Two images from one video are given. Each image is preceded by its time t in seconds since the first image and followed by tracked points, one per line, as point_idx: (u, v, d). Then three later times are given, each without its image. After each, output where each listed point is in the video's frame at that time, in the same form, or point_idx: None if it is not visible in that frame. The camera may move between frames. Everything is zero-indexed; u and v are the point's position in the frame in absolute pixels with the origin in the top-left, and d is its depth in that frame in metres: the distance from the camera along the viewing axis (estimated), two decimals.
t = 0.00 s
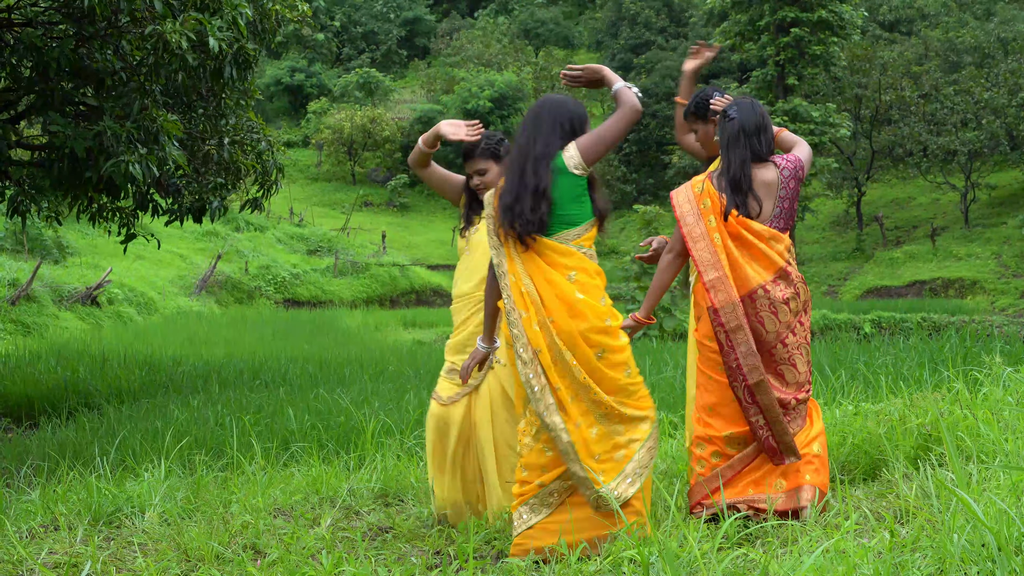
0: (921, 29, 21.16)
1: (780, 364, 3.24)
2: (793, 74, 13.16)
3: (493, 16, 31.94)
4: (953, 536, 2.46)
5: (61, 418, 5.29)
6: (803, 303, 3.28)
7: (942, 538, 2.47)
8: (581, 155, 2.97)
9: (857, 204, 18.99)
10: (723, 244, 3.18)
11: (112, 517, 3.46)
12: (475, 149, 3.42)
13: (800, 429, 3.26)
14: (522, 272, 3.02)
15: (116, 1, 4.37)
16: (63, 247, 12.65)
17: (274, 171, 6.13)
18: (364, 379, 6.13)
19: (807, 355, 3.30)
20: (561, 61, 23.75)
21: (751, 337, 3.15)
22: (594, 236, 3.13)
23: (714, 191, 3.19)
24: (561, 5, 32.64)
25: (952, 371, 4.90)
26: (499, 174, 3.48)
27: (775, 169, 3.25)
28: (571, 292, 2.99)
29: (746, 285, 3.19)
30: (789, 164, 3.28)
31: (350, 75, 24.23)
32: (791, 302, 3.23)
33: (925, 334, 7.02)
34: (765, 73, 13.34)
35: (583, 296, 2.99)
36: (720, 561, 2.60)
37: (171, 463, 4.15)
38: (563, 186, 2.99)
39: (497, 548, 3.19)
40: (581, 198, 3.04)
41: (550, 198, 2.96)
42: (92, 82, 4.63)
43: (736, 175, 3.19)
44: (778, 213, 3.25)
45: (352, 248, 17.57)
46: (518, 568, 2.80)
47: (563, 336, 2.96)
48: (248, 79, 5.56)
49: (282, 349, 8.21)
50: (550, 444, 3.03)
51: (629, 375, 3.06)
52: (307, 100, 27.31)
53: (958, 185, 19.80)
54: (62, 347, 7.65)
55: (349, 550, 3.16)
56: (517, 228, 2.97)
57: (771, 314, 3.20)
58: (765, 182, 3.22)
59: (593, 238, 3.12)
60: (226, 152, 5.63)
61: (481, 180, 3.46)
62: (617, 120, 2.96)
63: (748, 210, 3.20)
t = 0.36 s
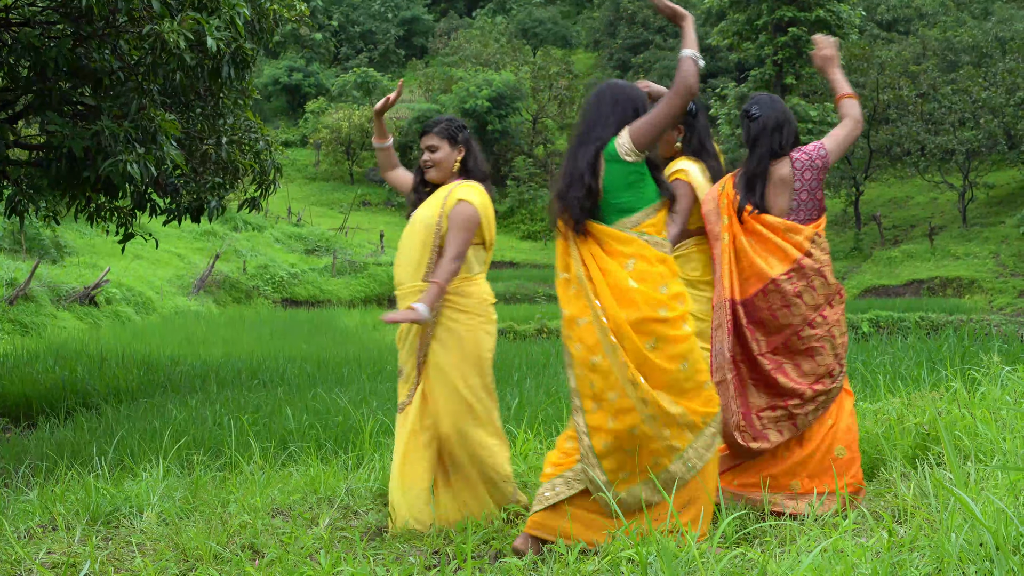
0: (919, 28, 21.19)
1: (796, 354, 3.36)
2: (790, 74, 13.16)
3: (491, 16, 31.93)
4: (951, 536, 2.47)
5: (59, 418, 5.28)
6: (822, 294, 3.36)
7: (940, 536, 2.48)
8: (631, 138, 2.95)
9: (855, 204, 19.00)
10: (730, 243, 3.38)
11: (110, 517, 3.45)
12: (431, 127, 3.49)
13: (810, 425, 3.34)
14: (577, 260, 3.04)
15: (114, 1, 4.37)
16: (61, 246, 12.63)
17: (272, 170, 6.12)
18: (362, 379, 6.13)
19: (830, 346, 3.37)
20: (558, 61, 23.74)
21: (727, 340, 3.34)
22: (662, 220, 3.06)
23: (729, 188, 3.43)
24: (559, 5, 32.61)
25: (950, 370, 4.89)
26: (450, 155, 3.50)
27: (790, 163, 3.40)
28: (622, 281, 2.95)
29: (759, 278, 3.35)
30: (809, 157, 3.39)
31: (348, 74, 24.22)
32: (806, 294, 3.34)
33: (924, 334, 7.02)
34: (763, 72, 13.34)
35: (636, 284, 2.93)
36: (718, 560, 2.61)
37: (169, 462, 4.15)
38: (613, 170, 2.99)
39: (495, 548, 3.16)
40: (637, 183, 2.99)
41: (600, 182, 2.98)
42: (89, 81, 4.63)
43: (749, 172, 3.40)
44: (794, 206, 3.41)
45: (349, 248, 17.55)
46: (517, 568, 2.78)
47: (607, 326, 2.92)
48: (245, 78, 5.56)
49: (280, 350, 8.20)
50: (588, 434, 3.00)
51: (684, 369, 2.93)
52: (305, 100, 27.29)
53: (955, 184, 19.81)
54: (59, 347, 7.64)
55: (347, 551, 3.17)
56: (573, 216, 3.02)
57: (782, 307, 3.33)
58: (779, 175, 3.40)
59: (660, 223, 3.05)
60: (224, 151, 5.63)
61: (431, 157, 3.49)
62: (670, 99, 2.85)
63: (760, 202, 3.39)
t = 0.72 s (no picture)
0: (918, 28, 21.21)
1: (841, 346, 3.31)
2: (789, 73, 13.16)
3: (490, 15, 31.93)
4: (950, 536, 2.46)
5: (57, 418, 5.28)
6: (863, 285, 3.34)
7: (939, 536, 2.48)
8: (668, 129, 2.99)
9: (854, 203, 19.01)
10: (770, 239, 3.33)
11: (109, 517, 3.45)
12: (405, 125, 3.38)
13: (856, 420, 3.28)
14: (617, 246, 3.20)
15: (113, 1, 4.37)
16: (60, 246, 12.63)
17: (271, 170, 6.11)
18: (361, 379, 6.13)
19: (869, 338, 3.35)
20: (557, 61, 23.75)
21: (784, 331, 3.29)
22: (698, 206, 3.09)
23: (764, 183, 3.36)
24: (559, 4, 32.59)
25: (948, 370, 4.90)
26: (419, 156, 3.41)
27: (824, 155, 3.36)
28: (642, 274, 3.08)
29: (801, 270, 3.30)
30: (841, 149, 3.34)
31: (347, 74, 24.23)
32: (848, 284, 3.30)
33: (923, 334, 7.01)
34: (763, 72, 13.33)
35: (656, 272, 3.03)
36: (717, 560, 2.60)
37: (168, 462, 4.15)
38: (651, 156, 3.06)
39: (493, 548, 3.12)
40: (669, 170, 3.05)
41: (640, 164, 3.07)
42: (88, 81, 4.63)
43: (786, 165, 3.32)
44: (832, 195, 3.35)
45: (349, 248, 17.56)
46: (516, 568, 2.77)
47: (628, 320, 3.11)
48: (245, 78, 5.56)
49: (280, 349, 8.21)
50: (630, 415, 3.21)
51: (698, 358, 2.99)
52: (304, 99, 27.29)
53: (954, 184, 19.81)
54: (58, 347, 7.63)
55: (346, 551, 3.17)
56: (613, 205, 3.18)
57: (826, 298, 3.29)
58: (812, 168, 3.34)
59: (694, 209, 3.08)
60: (223, 151, 5.62)
61: (398, 154, 3.38)
62: (701, 102, 2.82)
63: (802, 195, 3.32)
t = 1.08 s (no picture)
0: (919, 29, 21.24)
1: (852, 353, 3.32)
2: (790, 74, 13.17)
3: (491, 16, 31.98)
4: (951, 536, 2.46)
5: (58, 418, 5.28)
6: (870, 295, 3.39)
7: (940, 537, 2.47)
8: (722, 140, 2.99)
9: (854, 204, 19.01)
10: (787, 242, 3.28)
11: (110, 517, 3.45)
12: (399, 135, 3.29)
13: (863, 425, 3.33)
14: (644, 243, 3.17)
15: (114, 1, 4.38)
16: (61, 246, 12.65)
17: (271, 171, 6.12)
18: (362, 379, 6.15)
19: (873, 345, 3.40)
20: (558, 61, 23.77)
21: (799, 333, 3.23)
22: (732, 214, 3.13)
23: (783, 190, 3.30)
24: (559, 5, 32.63)
25: (949, 371, 4.90)
26: (412, 166, 3.35)
27: (837, 165, 3.43)
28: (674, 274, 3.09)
29: (819, 276, 3.30)
30: (851, 162, 3.45)
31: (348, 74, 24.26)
32: (861, 293, 3.34)
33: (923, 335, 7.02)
34: (763, 73, 13.34)
35: (693, 276, 3.03)
36: (717, 561, 2.60)
37: (168, 462, 4.15)
38: (701, 165, 3.05)
39: (494, 549, 3.12)
40: (716, 179, 3.06)
41: (689, 173, 3.05)
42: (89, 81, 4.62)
43: (806, 174, 3.32)
44: (846, 203, 3.43)
45: (349, 248, 17.58)
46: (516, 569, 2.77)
47: (657, 321, 3.08)
48: (245, 79, 5.56)
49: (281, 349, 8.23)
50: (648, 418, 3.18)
51: (730, 361, 3.00)
52: (305, 100, 27.32)
53: (955, 185, 19.83)
54: (58, 347, 7.64)
55: (347, 552, 3.16)
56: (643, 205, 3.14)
57: (842, 305, 3.30)
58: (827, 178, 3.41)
59: (729, 216, 3.11)
60: (224, 152, 5.63)
61: (392, 167, 3.31)
62: (762, 116, 2.82)
63: (819, 204, 3.33)
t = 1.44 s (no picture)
0: (919, 30, 21.26)
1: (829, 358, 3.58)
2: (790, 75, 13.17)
3: (491, 17, 32.00)
4: (951, 538, 2.46)
5: (58, 419, 5.28)
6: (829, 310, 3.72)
7: (940, 539, 2.48)
8: (757, 162, 3.23)
9: (855, 206, 19.01)
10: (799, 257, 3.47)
11: (110, 519, 3.45)
12: (412, 124, 3.25)
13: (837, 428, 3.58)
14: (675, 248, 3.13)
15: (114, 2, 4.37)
16: (61, 248, 12.66)
17: (272, 172, 6.12)
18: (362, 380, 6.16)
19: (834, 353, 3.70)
20: (558, 63, 23.78)
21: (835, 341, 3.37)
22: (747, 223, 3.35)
23: (791, 208, 3.58)
24: (559, 7, 32.65)
25: (949, 372, 4.91)
26: (420, 156, 3.32)
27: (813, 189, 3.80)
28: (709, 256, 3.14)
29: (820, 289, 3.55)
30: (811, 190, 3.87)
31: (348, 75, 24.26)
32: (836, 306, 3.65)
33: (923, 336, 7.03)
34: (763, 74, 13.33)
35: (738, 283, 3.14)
36: (717, 563, 2.60)
37: (168, 464, 4.15)
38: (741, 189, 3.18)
39: (494, 551, 3.12)
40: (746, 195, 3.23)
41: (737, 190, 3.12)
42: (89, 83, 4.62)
43: (801, 198, 3.65)
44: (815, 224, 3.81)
45: (350, 249, 17.59)
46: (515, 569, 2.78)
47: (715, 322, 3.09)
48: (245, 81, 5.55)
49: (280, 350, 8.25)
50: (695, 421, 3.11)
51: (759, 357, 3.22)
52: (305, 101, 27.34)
53: (955, 186, 19.83)
54: (59, 348, 7.65)
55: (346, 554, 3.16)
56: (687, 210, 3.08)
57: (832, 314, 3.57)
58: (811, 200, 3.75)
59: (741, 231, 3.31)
60: (224, 153, 5.64)
61: (409, 158, 3.26)
62: (781, 137, 3.28)
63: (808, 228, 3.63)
